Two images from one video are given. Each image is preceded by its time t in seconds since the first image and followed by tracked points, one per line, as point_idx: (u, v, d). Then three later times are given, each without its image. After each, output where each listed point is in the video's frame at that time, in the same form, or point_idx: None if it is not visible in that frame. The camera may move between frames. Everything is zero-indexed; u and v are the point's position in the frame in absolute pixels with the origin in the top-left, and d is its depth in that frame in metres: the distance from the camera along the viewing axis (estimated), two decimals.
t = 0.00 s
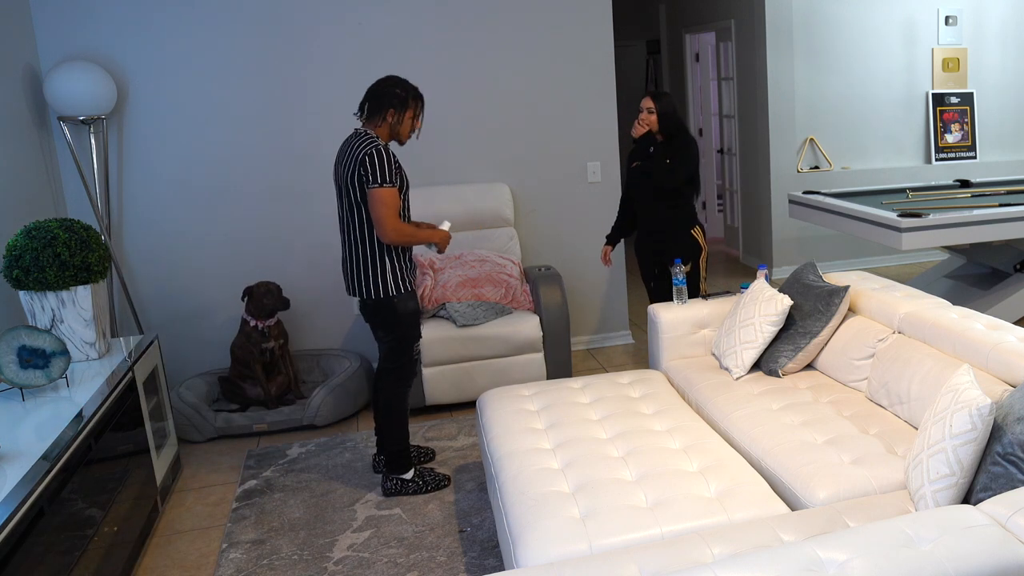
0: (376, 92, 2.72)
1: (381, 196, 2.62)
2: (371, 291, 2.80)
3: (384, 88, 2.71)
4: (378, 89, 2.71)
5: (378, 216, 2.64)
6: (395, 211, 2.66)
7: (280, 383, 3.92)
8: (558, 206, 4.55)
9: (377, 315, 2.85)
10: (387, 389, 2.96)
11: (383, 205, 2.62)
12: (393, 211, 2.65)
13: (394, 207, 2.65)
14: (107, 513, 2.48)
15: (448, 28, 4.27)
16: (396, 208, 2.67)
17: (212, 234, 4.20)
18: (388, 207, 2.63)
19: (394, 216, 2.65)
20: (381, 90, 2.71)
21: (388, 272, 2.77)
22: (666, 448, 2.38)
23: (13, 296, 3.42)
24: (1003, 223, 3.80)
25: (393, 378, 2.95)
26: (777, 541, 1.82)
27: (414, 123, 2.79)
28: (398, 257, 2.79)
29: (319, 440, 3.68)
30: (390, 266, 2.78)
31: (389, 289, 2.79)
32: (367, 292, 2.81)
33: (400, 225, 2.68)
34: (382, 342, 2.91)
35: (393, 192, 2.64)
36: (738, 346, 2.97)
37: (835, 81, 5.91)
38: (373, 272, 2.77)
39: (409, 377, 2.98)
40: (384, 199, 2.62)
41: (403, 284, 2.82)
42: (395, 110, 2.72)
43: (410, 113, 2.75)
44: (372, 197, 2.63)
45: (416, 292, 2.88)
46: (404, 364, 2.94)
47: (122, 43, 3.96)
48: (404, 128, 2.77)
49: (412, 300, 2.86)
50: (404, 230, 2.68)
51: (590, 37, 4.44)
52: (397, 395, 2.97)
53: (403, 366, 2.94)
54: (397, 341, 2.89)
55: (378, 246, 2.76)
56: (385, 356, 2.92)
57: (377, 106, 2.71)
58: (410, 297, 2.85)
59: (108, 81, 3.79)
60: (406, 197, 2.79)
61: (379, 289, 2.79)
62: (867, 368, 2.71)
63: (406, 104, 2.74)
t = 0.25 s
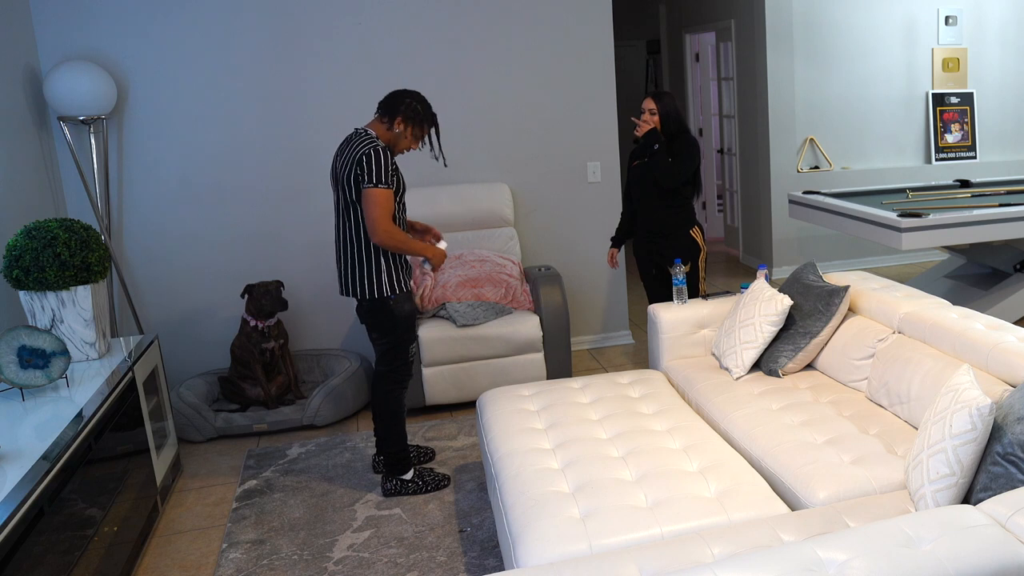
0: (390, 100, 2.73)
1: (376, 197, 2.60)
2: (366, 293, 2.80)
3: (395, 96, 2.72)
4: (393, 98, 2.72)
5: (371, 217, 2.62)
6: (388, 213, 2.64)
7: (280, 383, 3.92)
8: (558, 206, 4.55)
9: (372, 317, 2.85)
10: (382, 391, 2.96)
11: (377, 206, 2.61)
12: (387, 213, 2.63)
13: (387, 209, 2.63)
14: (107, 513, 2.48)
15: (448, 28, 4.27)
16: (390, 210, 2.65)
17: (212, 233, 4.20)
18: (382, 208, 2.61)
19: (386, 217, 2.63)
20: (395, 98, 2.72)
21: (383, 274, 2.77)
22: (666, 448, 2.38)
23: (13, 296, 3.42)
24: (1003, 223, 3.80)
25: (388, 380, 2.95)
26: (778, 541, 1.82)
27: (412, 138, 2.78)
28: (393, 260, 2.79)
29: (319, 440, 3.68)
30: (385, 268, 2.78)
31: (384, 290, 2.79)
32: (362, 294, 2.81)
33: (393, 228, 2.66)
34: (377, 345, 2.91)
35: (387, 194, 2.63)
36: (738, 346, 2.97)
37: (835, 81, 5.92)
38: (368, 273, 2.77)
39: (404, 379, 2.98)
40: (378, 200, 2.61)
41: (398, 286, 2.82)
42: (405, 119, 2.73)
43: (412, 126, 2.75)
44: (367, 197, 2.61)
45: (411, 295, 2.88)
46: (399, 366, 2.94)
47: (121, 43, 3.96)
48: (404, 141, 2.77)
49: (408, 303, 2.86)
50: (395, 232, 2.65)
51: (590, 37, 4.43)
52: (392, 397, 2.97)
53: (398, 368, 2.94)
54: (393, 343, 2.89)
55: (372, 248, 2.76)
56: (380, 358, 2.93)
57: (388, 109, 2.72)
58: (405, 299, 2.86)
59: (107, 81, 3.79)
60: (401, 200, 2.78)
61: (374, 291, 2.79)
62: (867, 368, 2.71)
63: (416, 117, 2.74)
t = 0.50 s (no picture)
0: (394, 105, 2.72)
1: (375, 197, 2.61)
2: (365, 293, 2.80)
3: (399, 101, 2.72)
4: (396, 103, 2.72)
5: (371, 217, 2.62)
6: (387, 213, 2.65)
7: (280, 383, 3.92)
8: (558, 206, 4.55)
9: (371, 317, 2.85)
10: (380, 391, 2.96)
11: (377, 206, 2.61)
12: (386, 213, 2.64)
13: (387, 209, 2.64)
14: (107, 513, 2.48)
15: (448, 28, 4.27)
16: (389, 210, 2.65)
17: (212, 233, 4.20)
18: (381, 208, 2.62)
19: (385, 218, 2.64)
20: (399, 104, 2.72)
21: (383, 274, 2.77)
22: (667, 448, 2.38)
23: (13, 296, 3.42)
24: (1003, 223, 3.80)
25: (386, 380, 2.95)
26: (778, 541, 1.82)
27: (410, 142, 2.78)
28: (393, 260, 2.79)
29: (319, 440, 3.68)
30: (384, 268, 2.78)
31: (384, 290, 2.79)
32: (361, 294, 2.81)
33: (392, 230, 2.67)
34: (376, 345, 2.91)
35: (387, 194, 2.63)
36: (738, 346, 2.97)
37: (835, 81, 5.92)
38: (367, 274, 2.77)
39: (403, 380, 2.98)
40: (377, 200, 2.61)
41: (398, 287, 2.83)
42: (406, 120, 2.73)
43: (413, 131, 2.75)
44: (367, 197, 2.61)
45: (410, 295, 2.89)
46: (397, 366, 2.94)
47: (122, 43, 3.96)
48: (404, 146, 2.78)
49: (407, 303, 2.87)
50: (394, 233, 2.66)
51: (590, 36, 4.43)
52: (391, 398, 2.97)
53: (397, 368, 2.94)
54: (392, 344, 2.89)
55: (371, 248, 2.76)
56: (379, 358, 2.93)
57: (389, 110, 2.73)
58: (404, 299, 2.86)
59: (107, 80, 3.79)
60: (400, 200, 2.78)
61: (374, 291, 2.79)
62: (867, 368, 2.71)
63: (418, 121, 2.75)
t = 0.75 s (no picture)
0: (360, 93, 2.72)
1: (376, 198, 2.61)
2: (371, 294, 2.80)
3: (367, 89, 2.71)
4: (361, 90, 2.72)
5: (373, 219, 2.63)
6: (390, 214, 2.65)
7: (280, 383, 3.92)
8: (558, 206, 4.55)
9: (376, 318, 2.85)
10: (384, 392, 2.96)
11: (379, 208, 2.62)
12: (388, 214, 2.64)
13: (390, 210, 2.64)
14: (106, 513, 2.48)
15: (448, 28, 4.27)
16: (391, 211, 2.66)
17: (212, 233, 4.20)
18: (383, 209, 2.62)
19: (389, 218, 2.64)
20: (367, 93, 2.71)
21: (388, 274, 2.78)
22: (667, 448, 2.38)
23: (13, 296, 3.42)
24: (1003, 223, 3.80)
25: (391, 381, 2.95)
26: (778, 541, 1.82)
27: (400, 121, 2.78)
28: (398, 260, 2.80)
29: (319, 440, 3.68)
30: (389, 269, 2.78)
31: (389, 291, 2.79)
32: (367, 295, 2.81)
33: (397, 229, 2.67)
34: (381, 345, 2.91)
35: (388, 195, 2.63)
36: (738, 346, 2.97)
37: (835, 81, 5.92)
38: (372, 274, 2.78)
39: (406, 380, 2.99)
40: (378, 202, 2.62)
41: (404, 286, 2.83)
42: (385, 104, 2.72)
43: (394, 112, 2.74)
44: (368, 200, 2.62)
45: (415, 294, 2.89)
46: (402, 366, 2.94)
47: (122, 43, 3.96)
48: (393, 127, 2.77)
49: (412, 303, 2.87)
50: (400, 232, 2.66)
51: (590, 36, 4.43)
52: (394, 398, 2.97)
53: (401, 368, 2.94)
54: (397, 343, 2.90)
55: (376, 249, 2.76)
56: (383, 359, 2.93)
57: (361, 103, 2.72)
58: (410, 299, 2.86)
59: (107, 80, 3.79)
60: (401, 199, 2.79)
61: (379, 292, 2.79)
62: (867, 368, 2.71)
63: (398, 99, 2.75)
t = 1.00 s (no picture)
0: (335, 93, 2.70)
1: (380, 200, 2.61)
2: (378, 295, 2.81)
3: (344, 88, 2.69)
4: (334, 88, 2.70)
5: (379, 221, 2.63)
6: (396, 214, 2.65)
7: (280, 383, 3.93)
8: (558, 206, 4.55)
9: (383, 318, 2.85)
10: (389, 391, 2.96)
11: (384, 209, 2.61)
12: (394, 215, 2.64)
13: (395, 211, 2.64)
14: (106, 513, 2.48)
15: (448, 28, 4.27)
16: (397, 211, 2.65)
17: (212, 233, 4.20)
18: (388, 211, 2.62)
19: (394, 219, 2.64)
20: (340, 90, 2.69)
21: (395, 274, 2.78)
22: (666, 448, 2.38)
23: (13, 296, 3.42)
24: (1003, 223, 3.80)
25: (396, 380, 2.95)
26: (778, 541, 1.82)
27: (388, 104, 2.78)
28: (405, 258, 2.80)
29: (319, 440, 3.68)
30: (396, 269, 2.78)
31: (396, 292, 2.79)
32: (375, 295, 2.81)
33: (405, 230, 2.67)
34: (387, 345, 2.91)
35: (392, 196, 2.63)
36: (738, 346, 2.97)
37: (835, 81, 5.92)
38: (380, 274, 2.78)
39: (410, 379, 2.98)
40: (383, 203, 2.61)
41: (411, 285, 2.83)
42: (367, 99, 2.71)
43: (379, 100, 2.74)
44: (372, 202, 2.62)
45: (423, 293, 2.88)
46: (407, 365, 2.94)
47: (122, 43, 3.96)
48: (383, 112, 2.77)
49: (419, 302, 2.87)
50: (407, 233, 2.66)
51: (590, 36, 4.43)
52: (397, 398, 2.97)
53: (406, 368, 2.94)
54: (403, 343, 2.90)
55: (383, 250, 2.76)
56: (388, 359, 2.93)
57: (340, 102, 2.70)
58: (417, 299, 2.86)
59: (107, 80, 3.79)
60: (407, 198, 2.78)
61: (385, 292, 2.80)
62: (867, 368, 2.71)
63: (373, 85, 2.72)
